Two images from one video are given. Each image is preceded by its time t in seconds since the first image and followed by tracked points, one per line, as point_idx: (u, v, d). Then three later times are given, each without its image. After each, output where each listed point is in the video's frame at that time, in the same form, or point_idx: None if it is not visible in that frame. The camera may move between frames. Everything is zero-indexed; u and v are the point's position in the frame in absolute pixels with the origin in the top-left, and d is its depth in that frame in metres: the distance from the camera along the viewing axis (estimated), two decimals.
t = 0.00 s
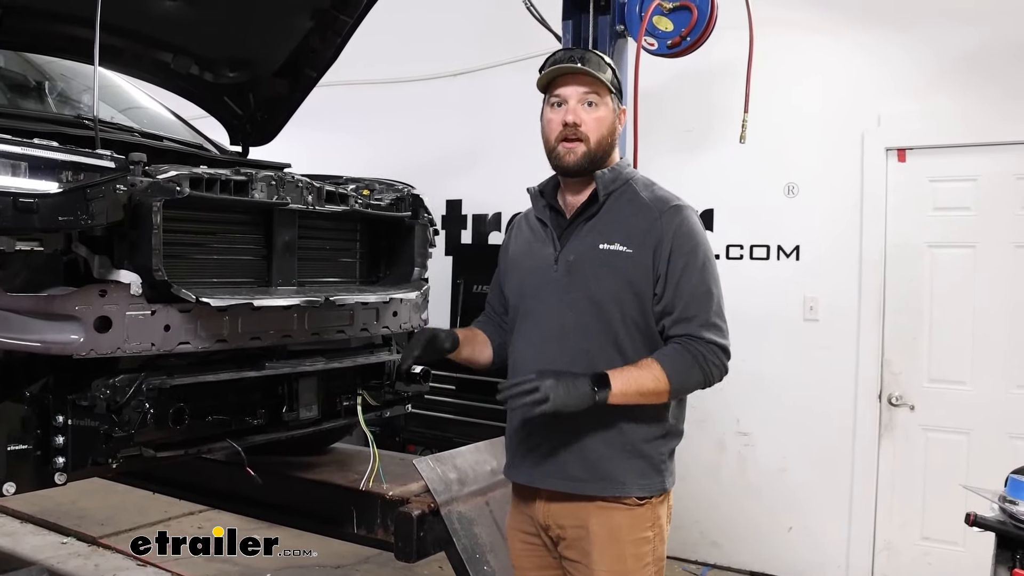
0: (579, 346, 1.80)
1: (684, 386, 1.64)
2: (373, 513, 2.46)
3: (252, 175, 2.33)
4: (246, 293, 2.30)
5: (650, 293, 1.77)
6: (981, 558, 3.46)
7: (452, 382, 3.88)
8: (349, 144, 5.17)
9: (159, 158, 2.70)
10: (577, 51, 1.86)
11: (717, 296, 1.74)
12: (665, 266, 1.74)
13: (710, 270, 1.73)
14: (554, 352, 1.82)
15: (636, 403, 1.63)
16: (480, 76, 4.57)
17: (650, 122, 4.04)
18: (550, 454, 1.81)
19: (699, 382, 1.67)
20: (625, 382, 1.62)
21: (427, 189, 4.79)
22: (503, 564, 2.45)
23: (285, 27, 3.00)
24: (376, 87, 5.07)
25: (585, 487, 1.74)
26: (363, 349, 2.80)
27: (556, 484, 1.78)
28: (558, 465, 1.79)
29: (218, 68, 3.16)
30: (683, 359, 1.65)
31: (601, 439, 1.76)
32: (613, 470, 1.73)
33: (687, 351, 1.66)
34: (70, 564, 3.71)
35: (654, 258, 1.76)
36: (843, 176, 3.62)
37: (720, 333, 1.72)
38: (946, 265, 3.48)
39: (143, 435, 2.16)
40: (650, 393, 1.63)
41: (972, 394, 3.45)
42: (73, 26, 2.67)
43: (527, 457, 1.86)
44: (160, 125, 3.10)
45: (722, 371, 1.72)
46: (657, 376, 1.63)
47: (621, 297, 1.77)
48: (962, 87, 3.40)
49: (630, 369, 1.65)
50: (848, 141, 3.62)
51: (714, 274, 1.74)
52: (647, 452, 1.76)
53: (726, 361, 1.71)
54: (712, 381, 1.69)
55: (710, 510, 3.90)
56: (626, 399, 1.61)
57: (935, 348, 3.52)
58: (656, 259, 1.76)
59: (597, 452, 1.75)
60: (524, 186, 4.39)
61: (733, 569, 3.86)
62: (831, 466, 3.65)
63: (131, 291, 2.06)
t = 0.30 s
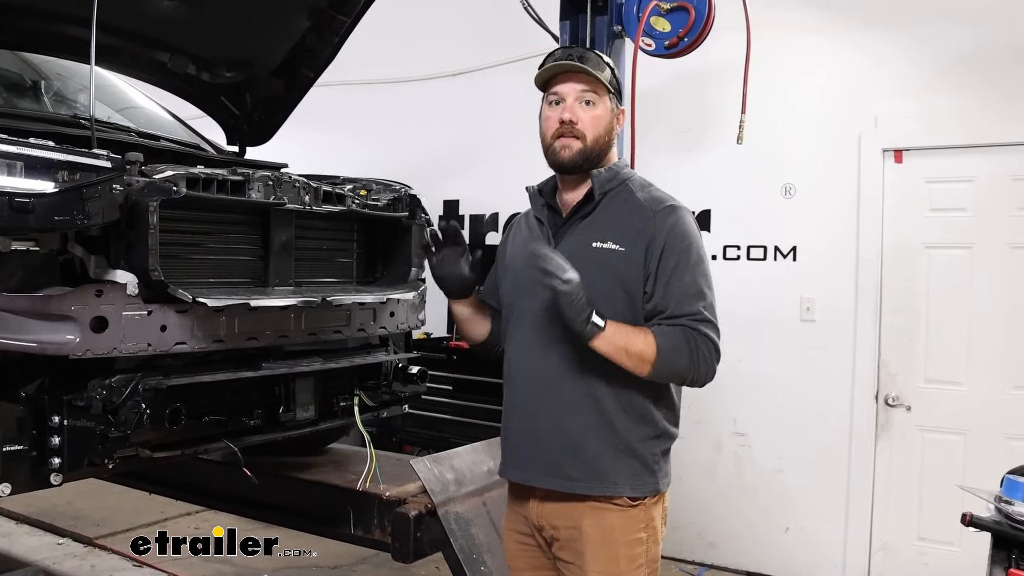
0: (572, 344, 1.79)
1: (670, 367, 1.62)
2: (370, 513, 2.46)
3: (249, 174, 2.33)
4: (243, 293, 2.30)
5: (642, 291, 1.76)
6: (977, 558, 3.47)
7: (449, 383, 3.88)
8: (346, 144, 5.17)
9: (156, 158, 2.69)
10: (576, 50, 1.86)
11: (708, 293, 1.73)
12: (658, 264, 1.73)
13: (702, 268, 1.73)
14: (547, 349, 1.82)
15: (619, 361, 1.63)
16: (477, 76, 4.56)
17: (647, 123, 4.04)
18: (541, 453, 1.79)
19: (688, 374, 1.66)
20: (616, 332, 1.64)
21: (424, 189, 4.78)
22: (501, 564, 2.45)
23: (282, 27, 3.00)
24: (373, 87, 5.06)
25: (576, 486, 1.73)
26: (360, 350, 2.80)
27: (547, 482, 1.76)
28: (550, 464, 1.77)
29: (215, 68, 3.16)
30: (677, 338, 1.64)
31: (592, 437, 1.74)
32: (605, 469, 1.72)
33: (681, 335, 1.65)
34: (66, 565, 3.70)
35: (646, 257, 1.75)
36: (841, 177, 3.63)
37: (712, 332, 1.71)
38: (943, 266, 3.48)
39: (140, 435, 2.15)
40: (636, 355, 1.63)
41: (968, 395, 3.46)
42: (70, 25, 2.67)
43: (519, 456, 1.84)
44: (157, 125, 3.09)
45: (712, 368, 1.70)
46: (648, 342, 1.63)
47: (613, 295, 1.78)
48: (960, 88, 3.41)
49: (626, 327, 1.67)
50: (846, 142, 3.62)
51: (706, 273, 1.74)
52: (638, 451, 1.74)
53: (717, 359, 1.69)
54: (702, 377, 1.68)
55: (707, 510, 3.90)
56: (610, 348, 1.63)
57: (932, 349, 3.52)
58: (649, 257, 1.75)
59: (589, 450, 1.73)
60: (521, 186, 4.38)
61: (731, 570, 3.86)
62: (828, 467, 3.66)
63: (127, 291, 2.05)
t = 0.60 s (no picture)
0: (569, 343, 1.79)
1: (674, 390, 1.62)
2: (368, 512, 2.46)
3: (248, 172, 2.32)
4: (241, 291, 2.29)
5: (639, 293, 1.76)
6: (975, 557, 3.47)
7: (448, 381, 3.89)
8: (344, 144, 5.17)
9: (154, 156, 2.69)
10: (575, 52, 1.82)
11: (706, 301, 1.73)
12: (656, 267, 1.73)
13: (700, 276, 1.72)
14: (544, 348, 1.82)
15: (631, 410, 1.58)
16: (475, 75, 4.56)
17: (645, 123, 4.05)
18: (536, 452, 1.79)
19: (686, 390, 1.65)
20: (621, 388, 1.56)
21: (422, 189, 4.78)
22: (500, 563, 2.44)
23: (281, 26, 3.00)
24: (372, 86, 5.06)
25: (569, 485, 1.75)
26: (359, 348, 2.80)
27: (542, 481, 1.77)
28: (546, 463, 1.77)
29: (214, 66, 3.16)
30: (675, 362, 1.62)
31: (586, 437, 1.75)
32: (597, 469, 1.73)
33: (680, 349, 1.65)
34: (64, 564, 3.69)
35: (645, 259, 1.75)
36: (840, 176, 3.63)
37: (709, 340, 1.71)
38: (941, 265, 3.49)
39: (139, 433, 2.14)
40: (645, 400, 1.58)
41: (966, 393, 3.46)
42: (68, 23, 2.66)
43: (514, 454, 1.84)
44: (155, 123, 3.09)
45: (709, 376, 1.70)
46: (651, 381, 1.59)
47: (609, 295, 1.76)
48: (959, 87, 3.41)
49: (625, 375, 1.59)
50: (844, 142, 3.62)
51: (704, 280, 1.74)
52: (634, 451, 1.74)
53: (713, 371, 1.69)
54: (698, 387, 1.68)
55: (705, 509, 3.90)
56: (622, 407, 1.56)
57: (930, 348, 3.53)
58: (647, 259, 1.75)
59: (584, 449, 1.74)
60: (520, 185, 4.39)
61: (729, 569, 3.86)
62: (826, 465, 3.66)
63: (126, 289, 2.05)
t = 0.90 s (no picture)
0: (567, 343, 1.78)
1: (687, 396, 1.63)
2: (366, 511, 2.46)
3: (245, 171, 2.32)
4: (238, 290, 2.29)
5: (642, 294, 1.76)
6: (972, 556, 3.47)
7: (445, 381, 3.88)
8: (342, 143, 5.16)
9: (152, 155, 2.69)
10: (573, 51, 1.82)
11: (710, 301, 1.75)
12: (659, 267, 1.73)
13: (704, 275, 1.74)
14: (542, 349, 1.81)
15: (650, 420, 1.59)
16: (474, 75, 4.57)
17: (643, 122, 4.05)
18: (532, 452, 1.79)
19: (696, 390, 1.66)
20: (640, 399, 1.57)
21: (420, 188, 4.79)
22: (497, 563, 2.44)
23: (279, 25, 3.00)
24: (370, 86, 5.06)
25: (565, 487, 1.73)
26: (357, 347, 2.80)
27: (537, 482, 1.77)
28: (542, 464, 1.77)
29: (212, 65, 3.15)
30: (688, 363, 1.64)
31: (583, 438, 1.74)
32: (594, 470, 1.73)
33: (691, 351, 1.66)
34: (61, 563, 3.69)
35: (646, 259, 1.75)
36: (838, 175, 3.63)
37: (715, 340, 1.72)
38: (939, 265, 3.49)
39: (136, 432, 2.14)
40: (663, 408, 1.60)
41: (964, 393, 3.46)
42: (66, 22, 2.66)
43: (510, 455, 1.84)
44: (153, 122, 3.09)
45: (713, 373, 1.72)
46: (668, 388, 1.60)
47: (609, 296, 1.76)
48: (957, 86, 3.42)
49: (642, 384, 1.61)
50: (842, 141, 3.63)
51: (707, 279, 1.75)
52: (629, 451, 1.75)
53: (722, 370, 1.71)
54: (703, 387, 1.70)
55: (702, 509, 3.90)
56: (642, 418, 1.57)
57: (928, 347, 3.53)
58: (648, 259, 1.76)
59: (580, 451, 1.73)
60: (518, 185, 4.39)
61: (726, 568, 3.86)
62: (823, 465, 3.66)
63: (124, 288, 2.05)
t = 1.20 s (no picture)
0: (559, 339, 1.78)
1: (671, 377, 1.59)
2: (364, 510, 2.46)
3: (243, 169, 2.31)
4: (236, 289, 2.28)
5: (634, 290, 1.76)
6: (969, 555, 3.48)
7: (443, 379, 3.88)
8: (339, 142, 5.16)
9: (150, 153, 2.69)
10: (595, 46, 1.85)
11: (702, 295, 1.73)
12: (651, 262, 1.72)
13: (696, 270, 1.73)
14: (534, 344, 1.81)
15: (639, 371, 1.55)
16: (471, 74, 4.57)
17: (641, 121, 4.05)
18: (524, 450, 1.79)
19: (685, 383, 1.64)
20: (640, 339, 1.54)
21: (418, 187, 4.78)
22: (495, 562, 2.44)
23: (276, 23, 3.00)
24: (367, 85, 5.06)
25: (555, 485, 1.73)
26: (355, 345, 2.79)
27: (527, 479, 1.76)
28: (532, 460, 1.77)
29: (210, 63, 3.15)
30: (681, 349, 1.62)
31: (574, 436, 1.73)
32: (583, 469, 1.71)
33: (682, 340, 1.64)
34: (59, 562, 3.69)
35: (639, 256, 1.75)
36: (836, 175, 3.64)
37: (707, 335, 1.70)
38: (936, 264, 3.49)
39: (134, 430, 2.13)
40: (655, 364, 1.56)
41: (961, 392, 3.47)
42: (62, 19, 2.66)
43: (502, 451, 1.84)
44: (150, 120, 3.08)
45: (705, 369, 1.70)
46: (664, 350, 1.58)
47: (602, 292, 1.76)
48: (955, 85, 3.42)
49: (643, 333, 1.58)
50: (839, 140, 3.63)
51: (699, 275, 1.74)
52: (619, 449, 1.73)
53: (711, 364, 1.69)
54: (694, 382, 1.67)
55: (700, 508, 3.91)
56: (636, 359, 1.53)
57: (925, 347, 3.53)
58: (640, 255, 1.75)
59: (569, 448, 1.73)
60: (515, 184, 4.39)
61: (724, 567, 3.87)
62: (820, 464, 3.67)
63: (121, 286, 2.05)
